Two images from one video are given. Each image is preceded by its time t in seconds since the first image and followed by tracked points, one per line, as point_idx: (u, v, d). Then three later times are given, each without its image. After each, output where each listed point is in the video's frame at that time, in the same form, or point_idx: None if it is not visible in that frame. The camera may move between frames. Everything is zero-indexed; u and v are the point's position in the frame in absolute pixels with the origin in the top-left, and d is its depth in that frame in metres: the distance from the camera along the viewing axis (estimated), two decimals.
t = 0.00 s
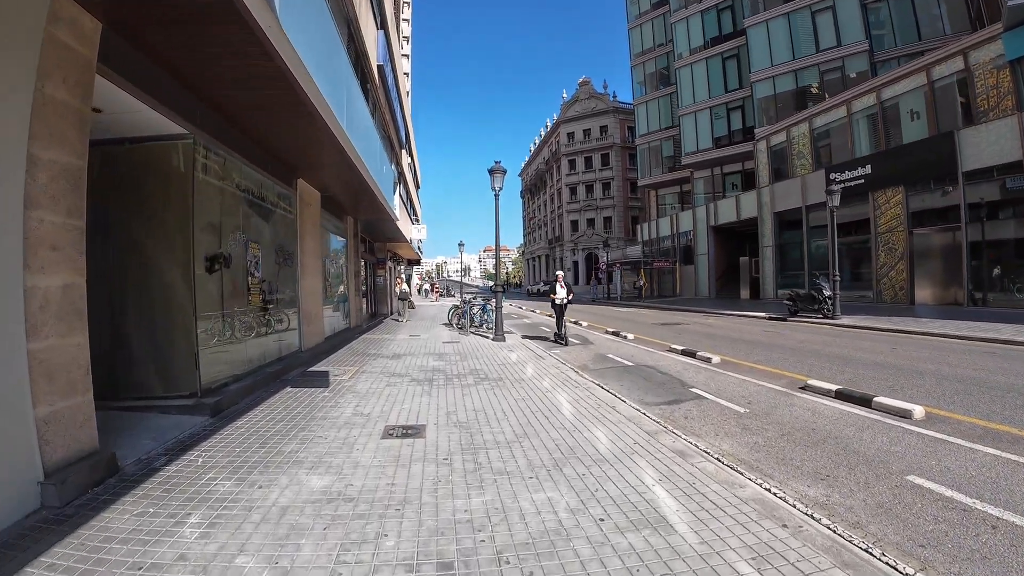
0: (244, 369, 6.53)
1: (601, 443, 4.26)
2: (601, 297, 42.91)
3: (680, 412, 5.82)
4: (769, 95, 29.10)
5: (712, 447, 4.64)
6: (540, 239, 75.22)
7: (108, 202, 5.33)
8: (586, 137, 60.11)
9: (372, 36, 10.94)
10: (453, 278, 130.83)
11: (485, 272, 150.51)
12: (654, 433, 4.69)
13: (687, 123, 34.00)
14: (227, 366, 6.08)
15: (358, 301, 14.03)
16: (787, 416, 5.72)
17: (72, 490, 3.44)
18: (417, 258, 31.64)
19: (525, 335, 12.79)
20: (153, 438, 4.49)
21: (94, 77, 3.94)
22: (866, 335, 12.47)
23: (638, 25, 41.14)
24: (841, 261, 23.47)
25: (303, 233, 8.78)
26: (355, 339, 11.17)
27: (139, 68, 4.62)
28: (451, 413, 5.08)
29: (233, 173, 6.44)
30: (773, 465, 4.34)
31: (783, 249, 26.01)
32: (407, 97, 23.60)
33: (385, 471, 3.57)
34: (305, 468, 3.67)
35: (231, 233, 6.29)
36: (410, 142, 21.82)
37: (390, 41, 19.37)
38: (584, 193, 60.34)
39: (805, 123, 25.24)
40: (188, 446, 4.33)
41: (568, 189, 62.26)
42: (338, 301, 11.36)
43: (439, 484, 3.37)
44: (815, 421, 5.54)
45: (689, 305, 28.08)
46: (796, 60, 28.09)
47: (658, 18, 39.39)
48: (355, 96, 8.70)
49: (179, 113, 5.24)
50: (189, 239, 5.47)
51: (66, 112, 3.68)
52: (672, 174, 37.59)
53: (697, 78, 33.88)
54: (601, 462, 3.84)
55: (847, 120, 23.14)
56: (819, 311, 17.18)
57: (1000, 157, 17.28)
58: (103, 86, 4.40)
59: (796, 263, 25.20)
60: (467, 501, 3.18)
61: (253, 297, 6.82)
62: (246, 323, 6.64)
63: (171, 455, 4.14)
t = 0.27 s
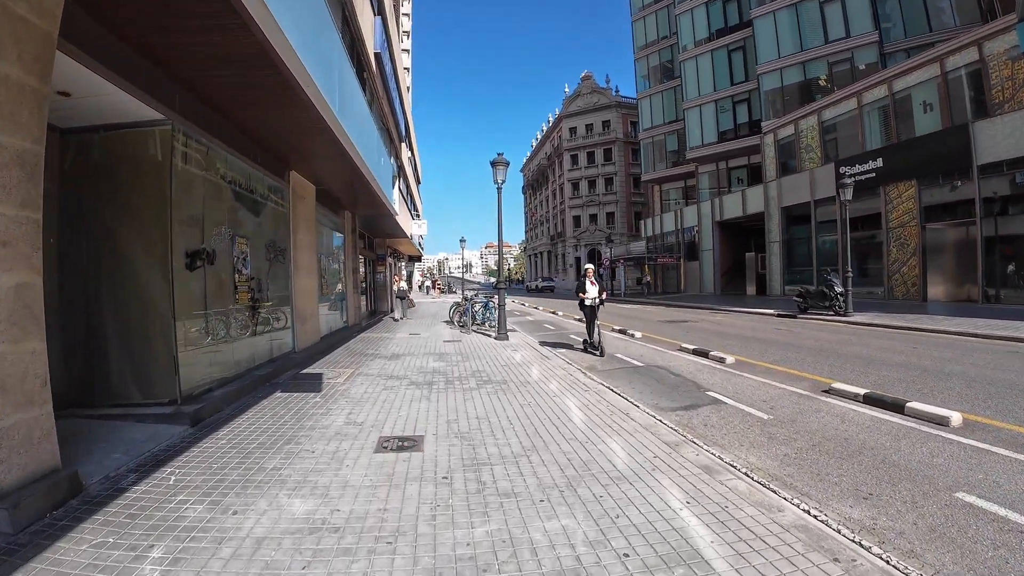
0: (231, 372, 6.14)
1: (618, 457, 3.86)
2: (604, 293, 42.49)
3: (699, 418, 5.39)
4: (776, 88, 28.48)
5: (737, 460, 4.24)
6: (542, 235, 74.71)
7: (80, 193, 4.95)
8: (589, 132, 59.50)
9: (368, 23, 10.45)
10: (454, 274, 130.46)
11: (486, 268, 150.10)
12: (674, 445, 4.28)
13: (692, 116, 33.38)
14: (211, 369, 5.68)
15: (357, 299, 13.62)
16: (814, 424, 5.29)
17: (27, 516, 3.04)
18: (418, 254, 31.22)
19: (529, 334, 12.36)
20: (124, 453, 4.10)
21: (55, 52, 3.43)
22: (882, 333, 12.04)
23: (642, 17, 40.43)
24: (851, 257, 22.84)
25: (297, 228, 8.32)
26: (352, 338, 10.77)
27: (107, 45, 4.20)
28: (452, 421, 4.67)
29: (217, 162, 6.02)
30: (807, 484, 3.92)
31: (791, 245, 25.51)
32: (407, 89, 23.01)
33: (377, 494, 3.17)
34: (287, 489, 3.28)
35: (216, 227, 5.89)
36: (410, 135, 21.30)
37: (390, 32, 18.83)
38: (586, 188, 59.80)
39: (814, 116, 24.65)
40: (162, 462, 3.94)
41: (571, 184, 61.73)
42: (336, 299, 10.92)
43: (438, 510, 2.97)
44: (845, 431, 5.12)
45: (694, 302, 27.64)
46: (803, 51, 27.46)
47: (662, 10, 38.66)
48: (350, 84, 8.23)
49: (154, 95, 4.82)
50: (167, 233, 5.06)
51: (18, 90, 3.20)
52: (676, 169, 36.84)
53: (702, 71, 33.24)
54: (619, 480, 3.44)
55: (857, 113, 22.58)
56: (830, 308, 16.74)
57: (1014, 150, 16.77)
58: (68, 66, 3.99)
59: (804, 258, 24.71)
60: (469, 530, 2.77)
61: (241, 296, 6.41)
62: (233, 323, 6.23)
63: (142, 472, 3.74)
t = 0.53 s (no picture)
0: (217, 373, 5.74)
1: (639, 474, 3.44)
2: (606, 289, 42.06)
3: (720, 425, 4.97)
4: (784, 79, 27.86)
5: (770, 475, 3.82)
6: (544, 231, 74.15)
7: (46, 179, 4.53)
8: (591, 126, 58.86)
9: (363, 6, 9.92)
10: (455, 270, 130.01)
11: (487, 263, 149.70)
12: (700, 457, 3.86)
13: (697, 109, 32.73)
14: (193, 371, 5.27)
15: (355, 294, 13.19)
16: (847, 432, 4.88)
17: None
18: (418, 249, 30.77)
19: (533, 331, 11.94)
20: (90, 467, 3.70)
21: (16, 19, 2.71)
22: (899, 331, 11.59)
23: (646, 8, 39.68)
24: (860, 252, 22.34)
25: (289, 221, 7.87)
26: (350, 335, 10.35)
27: (70, 14, 3.76)
28: (453, 429, 4.25)
29: (199, 148, 5.57)
30: (848, 503, 3.52)
31: (798, 240, 25.02)
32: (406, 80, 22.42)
33: (366, 521, 2.75)
34: (264, 515, 2.86)
35: (197, 218, 5.44)
36: (409, 127, 20.75)
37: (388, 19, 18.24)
38: (588, 183, 59.24)
39: (823, 107, 24.07)
40: (130, 479, 3.53)
41: (573, 179, 61.16)
42: (333, 295, 10.50)
43: (436, 541, 2.55)
44: (880, 440, 4.71)
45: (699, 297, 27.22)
46: (811, 42, 26.80)
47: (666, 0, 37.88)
48: (343, 67, 7.72)
49: (125, 72, 4.38)
50: (141, 224, 4.63)
51: None
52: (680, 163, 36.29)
53: (707, 62, 32.52)
54: (644, 503, 3.02)
55: (868, 104, 22.00)
56: (841, 304, 16.32)
57: None
58: (25, 36, 3.55)
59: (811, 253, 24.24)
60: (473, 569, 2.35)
61: (227, 292, 5.98)
62: (218, 321, 5.80)
63: (105, 491, 3.34)
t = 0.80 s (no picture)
0: (201, 376, 5.39)
1: (658, 493, 3.08)
2: (608, 285, 41.66)
3: (739, 433, 4.62)
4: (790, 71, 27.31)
5: (801, 491, 3.47)
6: (545, 226, 73.68)
7: (7, 166, 4.16)
8: (592, 120, 58.31)
9: None
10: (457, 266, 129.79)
11: (488, 259, 149.27)
12: (723, 472, 3.51)
13: (701, 102, 32.11)
14: (173, 375, 4.91)
15: (353, 290, 12.83)
16: (876, 441, 4.54)
17: None
18: (418, 245, 30.37)
19: (536, 328, 11.56)
20: (51, 482, 3.36)
21: None
22: (912, 329, 11.25)
23: None
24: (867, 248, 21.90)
25: (280, 213, 7.48)
26: (346, 333, 9.96)
27: None
28: (450, 438, 3.88)
29: (177, 135, 5.19)
30: (889, 525, 3.19)
31: (805, 235, 24.59)
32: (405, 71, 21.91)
33: (349, 553, 2.40)
34: (234, 545, 2.51)
35: (176, 210, 5.07)
36: (408, 119, 20.25)
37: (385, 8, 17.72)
38: (590, 178, 58.76)
39: (830, 99, 23.57)
40: (92, 498, 3.18)
41: (574, 174, 60.65)
42: (329, 291, 10.12)
43: None
44: (913, 451, 4.36)
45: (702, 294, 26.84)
46: (819, 33, 26.23)
47: None
48: (333, 51, 7.28)
49: (95, 50, 4.00)
50: (113, 216, 4.27)
51: None
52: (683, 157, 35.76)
53: (711, 54, 31.79)
54: (666, 529, 2.67)
55: (877, 96, 21.48)
56: (851, 300, 16.03)
57: None
58: None
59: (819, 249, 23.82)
60: None
61: (211, 290, 5.61)
62: (201, 321, 5.44)
63: (64, 512, 3.00)
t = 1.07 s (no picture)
0: (179, 381, 4.97)
1: (683, 523, 2.69)
2: (610, 281, 41.20)
3: (763, 446, 4.21)
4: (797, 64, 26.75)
5: (843, 518, 3.08)
6: (546, 221, 73.13)
7: None
8: (594, 115, 57.66)
9: None
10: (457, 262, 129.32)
11: (488, 255, 148.66)
12: (754, 496, 3.12)
13: (705, 96, 31.55)
14: (146, 381, 4.51)
15: (348, 286, 12.40)
16: (914, 455, 4.14)
17: None
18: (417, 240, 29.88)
19: (538, 326, 11.14)
20: None
21: None
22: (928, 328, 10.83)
23: None
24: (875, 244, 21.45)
25: (268, 206, 7.03)
26: (339, 331, 9.54)
27: None
28: (448, 454, 3.48)
29: (150, 119, 4.77)
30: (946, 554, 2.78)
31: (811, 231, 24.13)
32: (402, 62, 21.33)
33: None
34: None
35: (147, 201, 4.64)
36: (406, 111, 19.75)
37: None
38: (591, 173, 58.18)
39: (839, 92, 23.04)
40: (34, 527, 2.77)
41: (575, 169, 60.05)
42: (322, 288, 9.68)
43: None
44: (956, 466, 3.97)
45: (706, 290, 26.39)
46: (826, 24, 25.65)
47: None
48: (321, 34, 6.81)
49: (53, 22, 3.57)
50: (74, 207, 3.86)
51: None
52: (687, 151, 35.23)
53: (716, 46, 31.19)
54: (698, 572, 2.28)
55: (887, 88, 20.96)
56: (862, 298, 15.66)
57: None
58: None
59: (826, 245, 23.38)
60: None
61: (190, 288, 5.18)
62: (179, 322, 5.02)
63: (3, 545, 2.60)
